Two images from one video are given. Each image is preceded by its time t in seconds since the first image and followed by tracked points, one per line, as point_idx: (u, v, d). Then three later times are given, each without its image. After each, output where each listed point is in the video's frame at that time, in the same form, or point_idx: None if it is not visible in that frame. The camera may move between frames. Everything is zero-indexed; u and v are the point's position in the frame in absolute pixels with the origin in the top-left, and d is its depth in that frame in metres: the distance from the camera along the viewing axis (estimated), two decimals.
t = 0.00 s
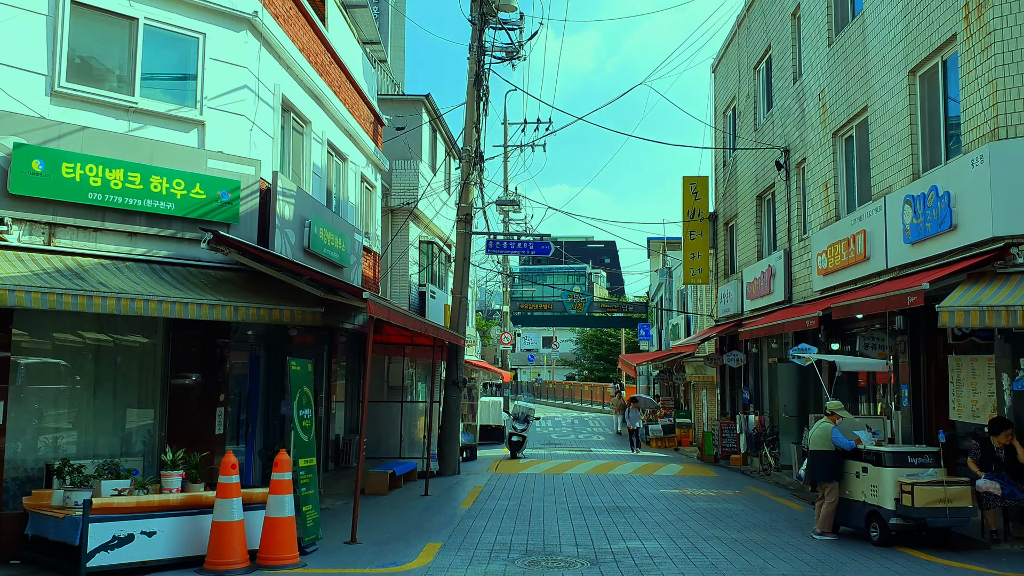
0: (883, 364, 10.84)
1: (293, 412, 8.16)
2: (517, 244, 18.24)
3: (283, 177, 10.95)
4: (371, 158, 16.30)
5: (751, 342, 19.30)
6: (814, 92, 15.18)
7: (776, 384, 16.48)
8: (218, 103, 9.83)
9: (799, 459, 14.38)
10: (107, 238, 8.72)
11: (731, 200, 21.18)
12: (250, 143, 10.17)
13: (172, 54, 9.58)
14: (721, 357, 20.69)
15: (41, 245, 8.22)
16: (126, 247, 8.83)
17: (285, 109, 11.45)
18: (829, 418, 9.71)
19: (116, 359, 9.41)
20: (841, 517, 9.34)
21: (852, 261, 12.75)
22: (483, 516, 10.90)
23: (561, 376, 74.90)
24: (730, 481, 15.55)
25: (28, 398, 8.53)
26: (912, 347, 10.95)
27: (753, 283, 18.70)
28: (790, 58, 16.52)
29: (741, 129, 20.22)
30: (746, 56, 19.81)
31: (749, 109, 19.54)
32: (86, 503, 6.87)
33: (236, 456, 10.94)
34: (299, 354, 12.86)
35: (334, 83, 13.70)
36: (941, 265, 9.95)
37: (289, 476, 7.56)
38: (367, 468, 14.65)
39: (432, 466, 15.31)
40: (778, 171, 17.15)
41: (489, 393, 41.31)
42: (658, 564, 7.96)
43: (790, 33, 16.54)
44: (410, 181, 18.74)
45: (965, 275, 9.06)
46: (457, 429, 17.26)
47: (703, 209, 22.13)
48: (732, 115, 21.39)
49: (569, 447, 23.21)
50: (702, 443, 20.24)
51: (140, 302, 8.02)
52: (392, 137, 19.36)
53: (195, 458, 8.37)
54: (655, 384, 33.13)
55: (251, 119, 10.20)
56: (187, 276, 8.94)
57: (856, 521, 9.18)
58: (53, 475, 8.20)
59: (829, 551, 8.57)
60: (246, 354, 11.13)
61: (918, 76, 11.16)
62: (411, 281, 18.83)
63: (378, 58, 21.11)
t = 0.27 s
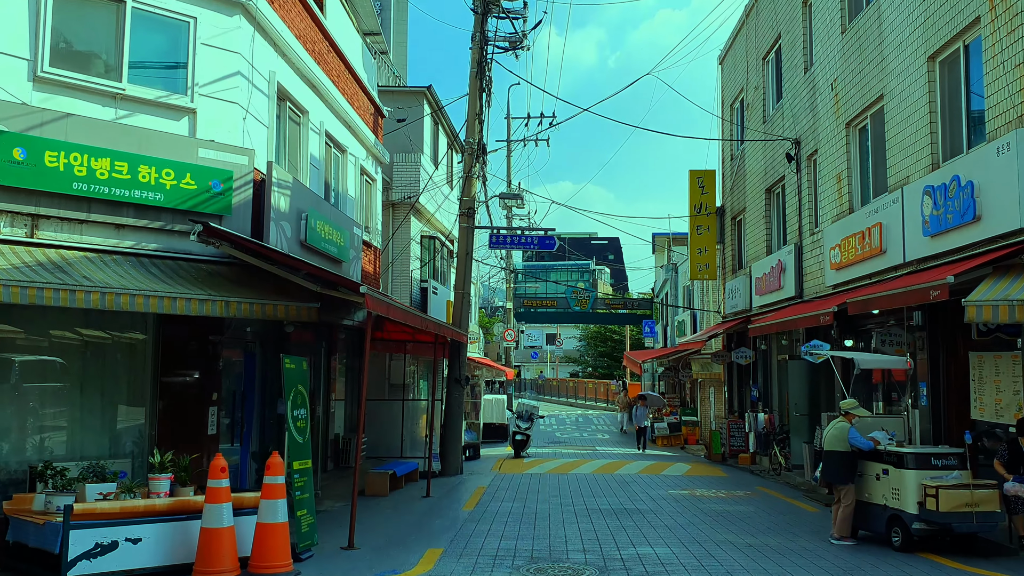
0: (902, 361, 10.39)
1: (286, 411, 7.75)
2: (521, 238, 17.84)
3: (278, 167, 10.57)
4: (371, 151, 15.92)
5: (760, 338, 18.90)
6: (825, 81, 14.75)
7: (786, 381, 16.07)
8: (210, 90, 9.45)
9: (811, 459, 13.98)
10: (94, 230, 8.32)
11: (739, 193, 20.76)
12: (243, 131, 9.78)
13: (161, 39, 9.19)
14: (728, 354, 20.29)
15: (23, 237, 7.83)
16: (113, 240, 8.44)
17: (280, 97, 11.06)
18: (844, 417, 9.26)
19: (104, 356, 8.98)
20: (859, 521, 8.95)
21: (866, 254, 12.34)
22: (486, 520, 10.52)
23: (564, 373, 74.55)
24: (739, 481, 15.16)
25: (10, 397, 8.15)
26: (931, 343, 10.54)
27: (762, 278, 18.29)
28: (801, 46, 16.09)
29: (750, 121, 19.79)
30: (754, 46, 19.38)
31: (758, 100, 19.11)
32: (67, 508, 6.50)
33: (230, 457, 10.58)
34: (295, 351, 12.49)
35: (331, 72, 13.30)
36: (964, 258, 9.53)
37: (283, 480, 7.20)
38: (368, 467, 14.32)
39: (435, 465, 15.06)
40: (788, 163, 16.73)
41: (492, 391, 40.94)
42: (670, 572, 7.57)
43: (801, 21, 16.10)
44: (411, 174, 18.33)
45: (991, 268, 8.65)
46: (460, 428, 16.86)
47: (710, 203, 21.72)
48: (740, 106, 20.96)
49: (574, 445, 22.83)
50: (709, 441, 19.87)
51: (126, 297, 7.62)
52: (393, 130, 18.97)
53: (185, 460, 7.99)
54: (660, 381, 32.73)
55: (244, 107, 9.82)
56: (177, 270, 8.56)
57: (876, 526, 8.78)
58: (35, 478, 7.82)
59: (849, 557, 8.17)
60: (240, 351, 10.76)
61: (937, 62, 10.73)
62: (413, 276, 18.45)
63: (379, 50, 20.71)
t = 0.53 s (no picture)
0: (920, 355, 9.90)
1: (274, 406, 7.37)
2: (523, 230, 17.45)
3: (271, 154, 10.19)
4: (370, 140, 15.53)
5: (768, 332, 18.51)
6: (836, 68, 14.33)
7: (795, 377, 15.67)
8: (197, 72, 9.07)
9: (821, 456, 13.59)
10: (75, 218, 7.93)
11: (746, 185, 20.35)
12: (232, 116, 9.40)
13: (147, 18, 8.80)
14: (735, 348, 19.90)
15: None
16: (96, 228, 8.06)
17: (273, 82, 10.68)
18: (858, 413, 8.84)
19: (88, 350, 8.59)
20: (876, 522, 8.56)
21: (880, 245, 11.94)
22: (487, 519, 10.15)
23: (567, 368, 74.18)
24: (747, 479, 14.78)
25: None
26: (949, 337, 10.14)
27: (769, 270, 17.88)
28: (811, 32, 15.66)
29: (757, 110, 19.37)
30: (761, 34, 18.95)
31: (766, 89, 18.68)
32: (41, 509, 6.13)
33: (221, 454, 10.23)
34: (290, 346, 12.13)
35: (327, 57, 12.91)
36: (984, 247, 9.13)
37: (271, 480, 6.85)
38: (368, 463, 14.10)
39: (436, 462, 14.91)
40: (797, 152, 16.31)
41: (494, 386, 40.58)
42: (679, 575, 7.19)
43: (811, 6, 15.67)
44: (411, 165, 17.93)
45: (1015, 256, 8.24)
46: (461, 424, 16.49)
47: (715, 195, 21.34)
48: (747, 96, 20.54)
49: (577, 441, 22.46)
50: (715, 438, 19.51)
51: (107, 286, 7.24)
52: (393, 120, 18.58)
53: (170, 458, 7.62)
54: (665, 377, 32.35)
55: (234, 91, 9.43)
56: (162, 260, 8.19)
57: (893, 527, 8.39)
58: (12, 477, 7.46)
59: (866, 560, 7.79)
60: (232, 344, 10.39)
61: (956, 43, 10.30)
62: (413, 269, 18.07)
63: (378, 39, 20.32)
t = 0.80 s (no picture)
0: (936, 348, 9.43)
1: (260, 401, 7.04)
2: (523, 222, 17.09)
3: (260, 140, 9.83)
4: (366, 130, 15.19)
5: (773, 326, 18.17)
6: (844, 53, 13.94)
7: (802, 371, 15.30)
8: (183, 54, 8.71)
9: (829, 452, 13.24)
10: (52, 205, 7.59)
11: (750, 176, 19.97)
12: (220, 100, 9.05)
13: None
14: (740, 343, 19.54)
15: None
16: (75, 216, 7.72)
17: (262, 65, 10.32)
18: (870, 408, 8.48)
19: (69, 344, 8.24)
20: (889, 521, 8.21)
21: (890, 235, 11.57)
22: (484, 518, 9.80)
23: (570, 364, 73.84)
24: (752, 475, 14.44)
25: None
26: (964, 329, 9.77)
27: (775, 263, 17.51)
28: (818, 18, 15.27)
29: (762, 100, 18.98)
30: (766, 21, 18.56)
31: (771, 78, 18.29)
32: (9, 510, 5.80)
33: (209, 451, 9.90)
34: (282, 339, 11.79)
35: (321, 43, 12.55)
36: (1002, 235, 8.76)
37: (255, 478, 6.52)
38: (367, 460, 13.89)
39: (436, 460, 14.73)
40: (804, 141, 15.93)
41: (496, 382, 40.25)
42: None
43: None
44: (409, 155, 17.57)
45: None
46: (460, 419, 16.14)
47: (719, 186, 21.04)
48: (751, 86, 20.16)
49: (579, 437, 22.13)
50: (719, 433, 19.18)
51: (83, 275, 6.88)
52: (390, 109, 18.23)
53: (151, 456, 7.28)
54: (668, 372, 32.01)
55: (221, 74, 9.08)
56: (144, 249, 7.85)
57: (907, 527, 8.04)
58: None
59: (880, 561, 7.44)
60: (221, 337, 10.06)
61: (972, 24, 9.91)
62: (412, 262, 17.72)
63: (376, 28, 19.96)
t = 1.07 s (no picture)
0: (957, 348, 9.01)
1: (245, 404, 6.63)
2: (524, 219, 16.67)
3: (249, 131, 9.42)
4: (363, 124, 14.78)
5: (780, 325, 17.75)
6: (855, 44, 13.51)
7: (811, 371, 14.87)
8: (167, 40, 8.30)
9: (839, 456, 12.82)
10: (27, 197, 7.17)
11: (756, 172, 19.55)
12: (205, 88, 8.63)
13: None
14: (746, 343, 19.12)
15: None
16: (51, 208, 7.30)
17: (252, 54, 9.91)
18: (890, 412, 8.07)
19: (44, 346, 7.80)
20: (909, 531, 7.79)
21: (905, 231, 11.14)
22: (483, 526, 9.39)
23: (572, 364, 73.41)
24: (760, 479, 14.02)
25: None
26: (985, 329, 9.36)
27: (783, 261, 17.08)
28: (828, 8, 14.84)
29: (768, 94, 18.55)
30: (773, 13, 18.13)
31: (778, 71, 17.86)
32: None
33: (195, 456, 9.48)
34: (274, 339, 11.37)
35: (315, 32, 12.13)
36: None
37: (238, 488, 6.12)
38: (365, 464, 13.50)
39: (435, 464, 14.33)
40: (813, 135, 15.50)
41: (497, 382, 39.81)
42: None
43: None
44: (408, 151, 17.15)
45: None
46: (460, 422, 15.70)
47: (725, 183, 20.60)
48: (757, 80, 19.73)
49: (581, 439, 21.72)
50: (725, 436, 18.77)
51: (56, 271, 6.44)
52: (388, 104, 17.81)
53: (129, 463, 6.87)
54: (672, 372, 31.56)
55: (207, 61, 8.67)
56: (124, 244, 7.43)
57: (929, 537, 7.62)
58: None
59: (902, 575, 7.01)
60: (209, 337, 9.65)
61: (993, 10, 9.47)
62: (410, 260, 17.31)
63: (374, 21, 19.54)
